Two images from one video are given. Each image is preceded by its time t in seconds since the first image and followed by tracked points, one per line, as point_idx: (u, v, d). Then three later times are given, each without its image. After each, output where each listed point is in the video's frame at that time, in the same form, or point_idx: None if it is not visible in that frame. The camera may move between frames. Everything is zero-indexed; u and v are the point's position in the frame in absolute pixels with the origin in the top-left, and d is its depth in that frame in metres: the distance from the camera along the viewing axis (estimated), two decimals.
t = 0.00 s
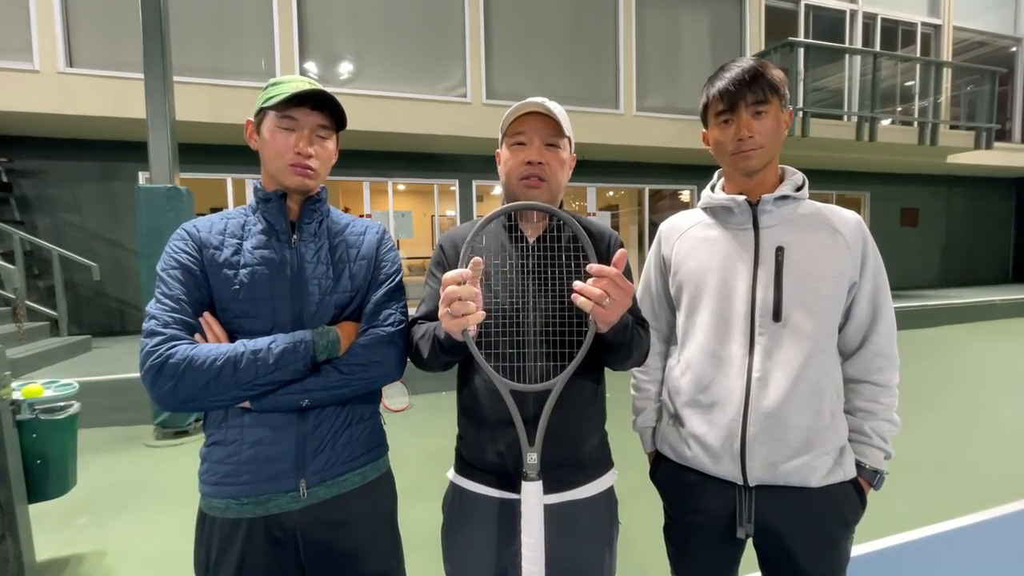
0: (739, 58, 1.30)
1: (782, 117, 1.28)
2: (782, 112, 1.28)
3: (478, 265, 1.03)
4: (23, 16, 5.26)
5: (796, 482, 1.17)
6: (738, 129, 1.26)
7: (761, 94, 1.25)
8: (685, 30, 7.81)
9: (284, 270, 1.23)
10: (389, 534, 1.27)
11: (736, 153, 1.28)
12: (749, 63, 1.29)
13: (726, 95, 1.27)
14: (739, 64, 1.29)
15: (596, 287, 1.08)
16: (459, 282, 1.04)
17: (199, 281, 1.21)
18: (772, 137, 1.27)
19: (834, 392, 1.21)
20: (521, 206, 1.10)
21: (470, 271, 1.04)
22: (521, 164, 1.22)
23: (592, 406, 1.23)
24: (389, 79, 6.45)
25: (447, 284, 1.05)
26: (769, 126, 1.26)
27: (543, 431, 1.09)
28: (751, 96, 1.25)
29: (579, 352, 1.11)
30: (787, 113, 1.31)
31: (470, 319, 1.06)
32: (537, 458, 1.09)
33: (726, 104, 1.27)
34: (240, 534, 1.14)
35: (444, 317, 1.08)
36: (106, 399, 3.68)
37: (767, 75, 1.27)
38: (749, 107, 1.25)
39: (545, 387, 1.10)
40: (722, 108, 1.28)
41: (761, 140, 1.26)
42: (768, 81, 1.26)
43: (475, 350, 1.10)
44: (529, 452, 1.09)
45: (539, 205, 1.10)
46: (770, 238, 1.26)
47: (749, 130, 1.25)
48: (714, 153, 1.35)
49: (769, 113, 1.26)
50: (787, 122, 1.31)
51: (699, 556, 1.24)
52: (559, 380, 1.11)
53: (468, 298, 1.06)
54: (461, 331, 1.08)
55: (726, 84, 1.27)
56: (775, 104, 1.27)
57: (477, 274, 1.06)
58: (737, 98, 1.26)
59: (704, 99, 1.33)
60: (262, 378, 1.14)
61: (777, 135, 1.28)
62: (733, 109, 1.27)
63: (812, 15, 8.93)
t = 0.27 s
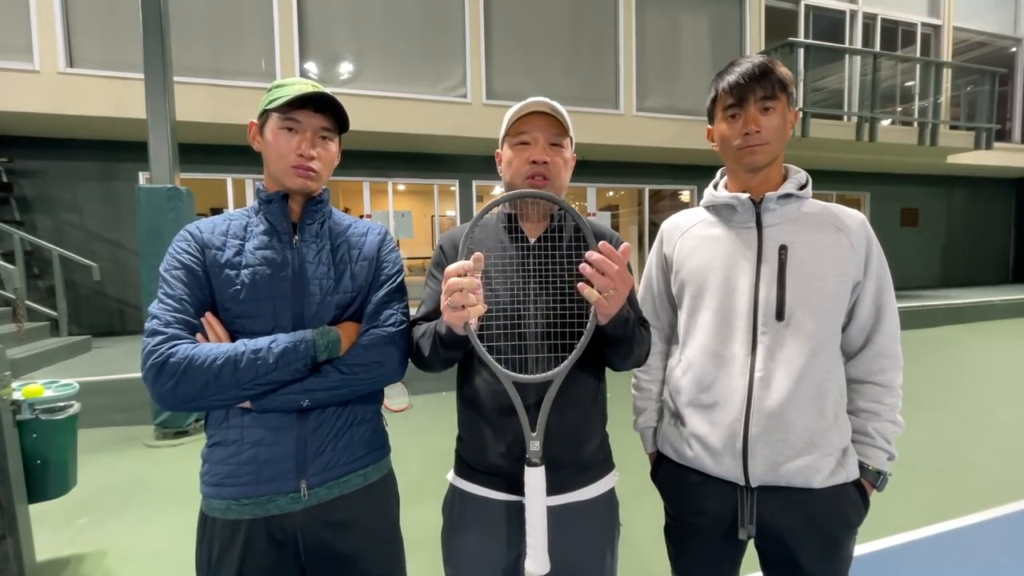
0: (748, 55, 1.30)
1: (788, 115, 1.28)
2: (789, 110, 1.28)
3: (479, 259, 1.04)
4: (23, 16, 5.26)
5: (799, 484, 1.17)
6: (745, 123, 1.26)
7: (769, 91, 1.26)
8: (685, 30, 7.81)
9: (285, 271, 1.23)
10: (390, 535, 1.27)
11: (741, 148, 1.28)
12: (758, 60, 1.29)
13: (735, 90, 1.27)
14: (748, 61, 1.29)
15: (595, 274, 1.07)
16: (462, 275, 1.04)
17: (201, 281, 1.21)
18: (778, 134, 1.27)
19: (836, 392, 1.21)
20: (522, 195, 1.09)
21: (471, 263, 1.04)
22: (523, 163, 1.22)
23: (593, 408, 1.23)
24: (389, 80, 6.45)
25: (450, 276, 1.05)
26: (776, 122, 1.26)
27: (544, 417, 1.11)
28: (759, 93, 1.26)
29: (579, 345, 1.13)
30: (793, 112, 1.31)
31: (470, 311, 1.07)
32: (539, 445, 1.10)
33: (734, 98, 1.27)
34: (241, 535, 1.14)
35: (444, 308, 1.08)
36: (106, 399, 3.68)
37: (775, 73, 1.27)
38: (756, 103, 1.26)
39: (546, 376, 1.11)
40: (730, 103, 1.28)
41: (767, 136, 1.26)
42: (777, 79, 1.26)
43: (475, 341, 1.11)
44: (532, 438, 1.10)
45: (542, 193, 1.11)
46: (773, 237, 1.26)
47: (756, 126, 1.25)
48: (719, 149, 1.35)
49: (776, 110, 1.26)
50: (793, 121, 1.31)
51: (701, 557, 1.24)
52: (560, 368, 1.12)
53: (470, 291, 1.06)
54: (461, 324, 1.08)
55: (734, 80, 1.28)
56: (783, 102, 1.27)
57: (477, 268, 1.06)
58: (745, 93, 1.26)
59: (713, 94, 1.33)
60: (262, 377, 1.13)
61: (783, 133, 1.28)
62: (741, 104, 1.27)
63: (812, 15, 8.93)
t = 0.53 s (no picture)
0: (752, 54, 1.30)
1: (791, 115, 1.29)
2: (793, 110, 1.29)
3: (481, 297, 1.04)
4: (24, 16, 5.26)
5: (801, 485, 1.17)
6: (749, 122, 1.27)
7: (773, 91, 1.26)
8: (685, 31, 7.82)
9: (287, 269, 1.23)
10: (390, 537, 1.27)
11: (744, 147, 1.28)
12: (763, 59, 1.29)
13: (739, 89, 1.27)
14: (753, 60, 1.29)
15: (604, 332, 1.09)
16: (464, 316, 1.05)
17: (203, 280, 1.21)
18: (782, 135, 1.27)
19: (840, 393, 1.21)
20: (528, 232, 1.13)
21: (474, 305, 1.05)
22: (524, 164, 1.22)
23: (594, 407, 1.23)
24: (389, 80, 6.45)
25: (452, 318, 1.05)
26: (780, 123, 1.26)
27: (545, 459, 1.11)
28: (764, 92, 1.26)
29: (588, 383, 1.14)
30: (797, 113, 1.31)
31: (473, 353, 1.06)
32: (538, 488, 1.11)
33: (739, 97, 1.27)
34: (242, 536, 1.14)
35: (446, 349, 1.08)
36: (106, 400, 3.68)
37: (780, 72, 1.27)
38: (760, 103, 1.26)
39: (548, 421, 1.11)
40: (734, 101, 1.28)
41: (770, 136, 1.26)
42: (781, 79, 1.26)
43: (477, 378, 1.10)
44: (530, 482, 1.11)
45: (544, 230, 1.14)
46: (776, 237, 1.26)
47: (759, 126, 1.26)
48: (722, 149, 1.35)
49: (780, 111, 1.26)
50: (796, 121, 1.31)
51: (702, 558, 1.24)
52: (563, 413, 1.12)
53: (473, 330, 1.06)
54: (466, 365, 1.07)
55: (739, 79, 1.28)
56: (787, 103, 1.27)
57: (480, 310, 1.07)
58: (750, 92, 1.26)
59: (717, 92, 1.33)
60: (263, 375, 1.14)
61: (786, 133, 1.28)
62: (745, 102, 1.27)
63: (812, 15, 8.94)
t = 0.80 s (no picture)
0: (753, 54, 1.30)
1: (793, 114, 1.28)
2: (794, 111, 1.28)
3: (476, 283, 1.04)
4: (24, 16, 5.27)
5: (804, 486, 1.18)
6: (750, 122, 1.26)
7: (774, 90, 1.26)
8: (685, 31, 7.82)
9: (286, 270, 1.23)
10: (390, 537, 1.27)
11: (745, 147, 1.28)
12: (764, 58, 1.29)
13: (740, 89, 1.27)
14: (754, 59, 1.29)
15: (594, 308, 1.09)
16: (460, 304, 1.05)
17: (202, 280, 1.21)
18: (782, 135, 1.27)
19: (842, 394, 1.21)
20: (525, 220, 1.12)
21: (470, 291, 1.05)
22: (526, 166, 1.22)
23: (594, 407, 1.23)
24: (389, 80, 6.46)
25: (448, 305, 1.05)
26: (780, 122, 1.26)
27: (545, 445, 1.11)
28: (764, 92, 1.26)
29: (583, 367, 1.14)
30: (798, 112, 1.31)
31: (469, 340, 1.06)
32: (539, 472, 1.11)
33: (740, 97, 1.27)
34: (243, 537, 1.14)
35: (443, 338, 1.08)
36: (106, 400, 3.68)
37: (780, 72, 1.27)
38: (761, 102, 1.26)
39: (548, 403, 1.11)
40: (735, 101, 1.28)
41: (771, 136, 1.26)
42: (782, 78, 1.26)
43: (476, 367, 1.11)
44: (532, 465, 1.11)
45: (541, 219, 1.13)
46: (777, 237, 1.26)
47: (759, 125, 1.26)
48: (723, 149, 1.35)
49: (781, 110, 1.26)
50: (798, 120, 1.31)
51: (704, 560, 1.24)
52: (562, 396, 1.12)
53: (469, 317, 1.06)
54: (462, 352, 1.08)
55: (739, 78, 1.28)
56: (787, 102, 1.27)
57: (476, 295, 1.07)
58: (750, 92, 1.26)
59: (718, 91, 1.33)
60: (264, 376, 1.14)
61: (787, 133, 1.28)
62: (746, 102, 1.27)
63: (812, 16, 8.94)
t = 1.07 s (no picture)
0: (752, 55, 1.30)
1: (792, 115, 1.28)
2: (793, 111, 1.29)
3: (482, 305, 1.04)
4: (25, 16, 5.27)
5: (805, 486, 1.18)
6: (750, 122, 1.27)
7: (773, 91, 1.26)
8: (685, 32, 7.82)
9: (285, 270, 1.23)
10: (390, 537, 1.27)
11: (745, 148, 1.28)
12: (763, 59, 1.30)
13: (740, 90, 1.27)
14: (753, 60, 1.30)
15: (604, 349, 1.09)
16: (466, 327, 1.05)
17: (200, 279, 1.21)
18: (782, 135, 1.27)
19: (842, 393, 1.21)
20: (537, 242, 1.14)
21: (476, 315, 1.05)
22: (526, 168, 1.22)
23: (595, 407, 1.23)
24: (389, 80, 6.46)
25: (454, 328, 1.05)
26: (780, 123, 1.27)
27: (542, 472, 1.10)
28: (764, 92, 1.26)
29: (589, 396, 1.14)
30: (797, 113, 1.31)
31: (474, 362, 1.06)
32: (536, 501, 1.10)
33: (739, 98, 1.27)
34: (243, 537, 1.14)
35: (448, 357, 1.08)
36: (106, 400, 3.68)
37: (780, 73, 1.27)
38: (761, 103, 1.26)
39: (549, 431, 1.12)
40: (735, 101, 1.28)
41: (771, 136, 1.26)
42: (781, 79, 1.27)
43: (477, 387, 1.11)
44: (528, 494, 1.10)
45: (552, 241, 1.15)
46: (777, 237, 1.26)
47: (759, 126, 1.26)
48: (723, 150, 1.35)
49: (781, 111, 1.26)
50: (797, 121, 1.31)
51: (705, 562, 1.24)
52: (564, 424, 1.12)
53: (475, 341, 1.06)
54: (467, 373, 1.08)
55: (739, 79, 1.28)
56: (787, 102, 1.27)
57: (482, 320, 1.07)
58: (750, 93, 1.26)
59: (717, 92, 1.33)
60: (262, 377, 1.14)
61: (786, 133, 1.28)
62: (745, 103, 1.27)
63: (812, 16, 8.95)
